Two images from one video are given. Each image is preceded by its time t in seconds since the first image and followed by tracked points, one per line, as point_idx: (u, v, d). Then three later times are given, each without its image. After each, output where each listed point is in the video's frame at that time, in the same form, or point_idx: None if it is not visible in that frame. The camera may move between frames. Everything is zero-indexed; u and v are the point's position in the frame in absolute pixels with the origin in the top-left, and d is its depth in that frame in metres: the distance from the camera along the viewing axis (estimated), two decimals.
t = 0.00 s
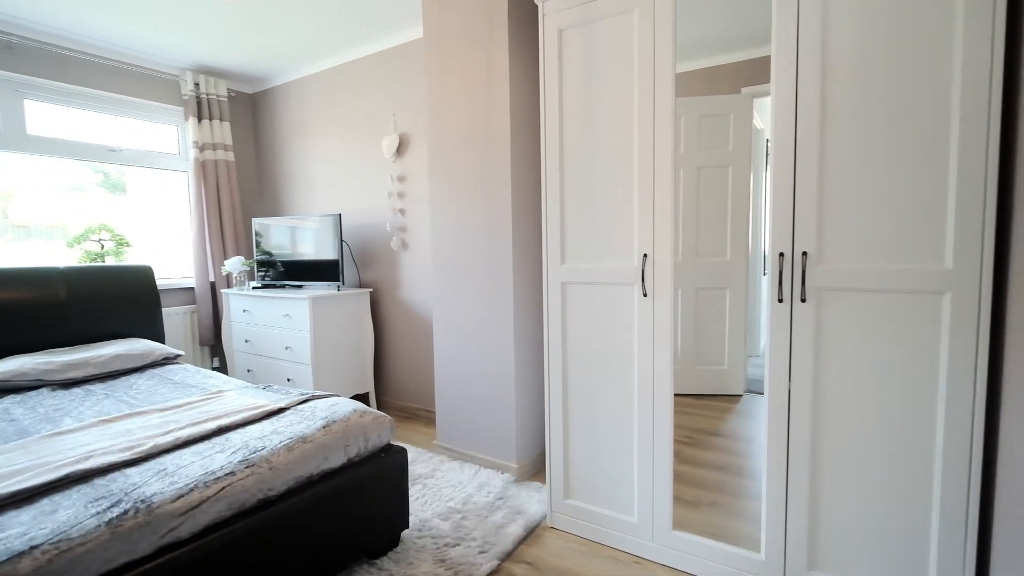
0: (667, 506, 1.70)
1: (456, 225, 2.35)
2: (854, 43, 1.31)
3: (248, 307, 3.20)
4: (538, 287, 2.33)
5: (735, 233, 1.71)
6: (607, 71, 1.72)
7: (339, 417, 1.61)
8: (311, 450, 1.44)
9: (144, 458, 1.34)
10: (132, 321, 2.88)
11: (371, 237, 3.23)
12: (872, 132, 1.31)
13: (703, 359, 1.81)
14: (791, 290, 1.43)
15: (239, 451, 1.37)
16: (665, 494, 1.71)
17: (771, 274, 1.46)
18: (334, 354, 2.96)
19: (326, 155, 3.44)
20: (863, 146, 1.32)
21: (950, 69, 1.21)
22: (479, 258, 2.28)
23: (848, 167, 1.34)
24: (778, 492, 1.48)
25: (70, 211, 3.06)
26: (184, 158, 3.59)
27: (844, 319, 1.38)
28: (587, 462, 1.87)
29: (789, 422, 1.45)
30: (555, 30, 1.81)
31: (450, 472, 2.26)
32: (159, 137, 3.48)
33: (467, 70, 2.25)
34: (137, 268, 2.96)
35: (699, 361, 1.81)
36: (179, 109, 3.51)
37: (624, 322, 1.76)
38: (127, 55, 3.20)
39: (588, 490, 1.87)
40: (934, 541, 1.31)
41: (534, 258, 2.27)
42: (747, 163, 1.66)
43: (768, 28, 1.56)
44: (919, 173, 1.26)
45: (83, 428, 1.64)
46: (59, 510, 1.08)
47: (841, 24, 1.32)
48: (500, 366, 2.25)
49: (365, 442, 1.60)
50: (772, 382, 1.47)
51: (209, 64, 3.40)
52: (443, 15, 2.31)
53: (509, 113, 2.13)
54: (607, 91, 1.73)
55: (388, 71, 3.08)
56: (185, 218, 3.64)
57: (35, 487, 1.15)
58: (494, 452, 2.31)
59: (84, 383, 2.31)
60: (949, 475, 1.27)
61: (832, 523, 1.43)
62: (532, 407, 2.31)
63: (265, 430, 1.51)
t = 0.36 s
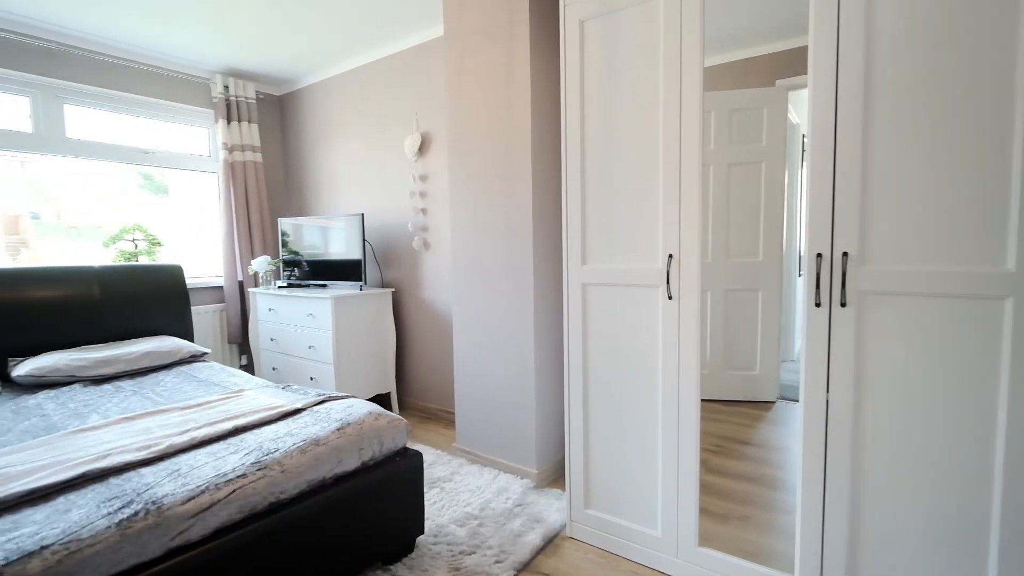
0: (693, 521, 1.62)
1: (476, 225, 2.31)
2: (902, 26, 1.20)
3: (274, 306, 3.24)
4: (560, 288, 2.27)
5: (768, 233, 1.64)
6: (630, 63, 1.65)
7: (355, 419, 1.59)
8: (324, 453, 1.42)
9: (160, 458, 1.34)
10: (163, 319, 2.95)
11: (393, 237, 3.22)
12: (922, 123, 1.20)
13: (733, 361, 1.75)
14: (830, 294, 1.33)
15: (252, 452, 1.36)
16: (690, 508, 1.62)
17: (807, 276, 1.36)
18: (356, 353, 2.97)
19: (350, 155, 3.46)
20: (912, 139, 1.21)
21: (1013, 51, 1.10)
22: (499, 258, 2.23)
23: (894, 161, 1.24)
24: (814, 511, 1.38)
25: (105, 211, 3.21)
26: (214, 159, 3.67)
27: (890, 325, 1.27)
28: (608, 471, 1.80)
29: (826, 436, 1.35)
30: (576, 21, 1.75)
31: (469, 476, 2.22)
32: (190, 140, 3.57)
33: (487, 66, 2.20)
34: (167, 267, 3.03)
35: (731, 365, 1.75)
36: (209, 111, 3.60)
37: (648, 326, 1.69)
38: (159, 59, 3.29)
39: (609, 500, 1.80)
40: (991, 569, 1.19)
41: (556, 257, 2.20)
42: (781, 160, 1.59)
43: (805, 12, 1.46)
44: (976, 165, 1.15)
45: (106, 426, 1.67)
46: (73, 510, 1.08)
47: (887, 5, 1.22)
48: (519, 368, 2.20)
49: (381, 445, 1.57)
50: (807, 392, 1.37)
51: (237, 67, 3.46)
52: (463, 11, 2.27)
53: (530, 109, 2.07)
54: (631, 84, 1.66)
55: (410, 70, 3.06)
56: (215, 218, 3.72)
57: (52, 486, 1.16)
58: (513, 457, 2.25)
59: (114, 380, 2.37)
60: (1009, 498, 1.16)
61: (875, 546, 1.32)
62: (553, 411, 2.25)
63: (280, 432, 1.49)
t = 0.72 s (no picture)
0: (722, 539, 1.52)
1: (497, 224, 2.26)
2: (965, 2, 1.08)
3: (300, 304, 3.27)
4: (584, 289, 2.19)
5: (808, 232, 1.53)
6: (657, 52, 1.56)
7: (370, 422, 1.55)
8: (337, 458, 1.38)
9: (175, 459, 1.33)
10: (193, 316, 3.01)
11: (416, 236, 3.20)
12: (987, 110, 1.08)
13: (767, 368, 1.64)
14: (877, 299, 1.21)
15: (265, 455, 1.34)
16: (720, 525, 1.52)
17: (852, 280, 1.25)
18: (379, 353, 2.96)
19: (374, 154, 3.46)
20: (974, 128, 1.09)
21: None
22: (521, 258, 2.17)
23: (954, 152, 1.11)
24: (857, 535, 1.27)
25: (142, 211, 3.35)
26: (244, 160, 3.74)
27: (947, 334, 1.15)
28: (632, 481, 1.72)
29: (872, 454, 1.24)
30: (600, 10, 1.67)
31: (489, 482, 2.16)
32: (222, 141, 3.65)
33: (509, 61, 2.14)
34: (198, 267, 3.09)
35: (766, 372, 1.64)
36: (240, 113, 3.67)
37: (675, 331, 1.60)
38: (192, 62, 3.36)
39: (633, 512, 1.71)
40: None
41: (580, 257, 2.13)
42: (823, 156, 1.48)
43: None
44: None
45: (129, 423, 1.69)
46: (85, 511, 1.08)
47: None
48: (541, 372, 2.14)
49: (396, 450, 1.53)
50: (851, 406, 1.25)
51: (265, 68, 3.51)
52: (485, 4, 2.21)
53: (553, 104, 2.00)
54: (659, 74, 1.57)
55: (434, 67, 3.03)
56: (245, 217, 3.79)
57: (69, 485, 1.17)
58: (534, 462, 2.19)
59: (144, 376, 2.42)
60: None
61: None
62: (575, 417, 2.18)
63: (294, 434, 1.47)
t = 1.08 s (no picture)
0: (754, 564, 1.41)
1: (518, 224, 2.19)
2: None
3: (324, 305, 3.28)
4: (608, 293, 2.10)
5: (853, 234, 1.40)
6: (687, 41, 1.46)
7: (383, 429, 1.51)
8: (347, 466, 1.35)
9: (185, 464, 1.32)
10: (220, 317, 3.05)
11: (439, 236, 3.17)
12: None
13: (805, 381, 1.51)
14: (934, 310, 1.09)
15: (274, 463, 1.31)
16: (751, 550, 1.42)
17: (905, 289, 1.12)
18: (401, 355, 2.93)
19: (398, 154, 3.44)
20: None
21: None
22: (542, 259, 2.10)
23: None
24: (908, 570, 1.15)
25: (173, 212, 3.42)
26: (272, 161, 3.78)
27: (1016, 351, 1.02)
28: (656, 497, 1.62)
29: (926, 481, 1.12)
30: None
31: (508, 490, 2.10)
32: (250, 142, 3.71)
33: (531, 55, 2.07)
34: (226, 267, 3.13)
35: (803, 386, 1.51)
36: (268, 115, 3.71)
37: (705, 339, 1.49)
38: (220, 65, 3.41)
39: (658, 531, 1.62)
40: None
41: (604, 259, 2.03)
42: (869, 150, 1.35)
43: None
44: None
45: (147, 424, 1.69)
46: (90, 519, 1.07)
47: None
48: (562, 378, 2.06)
49: (409, 458, 1.49)
50: (900, 427, 1.13)
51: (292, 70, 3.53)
52: None
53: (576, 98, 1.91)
54: (688, 64, 1.46)
55: (457, 64, 2.98)
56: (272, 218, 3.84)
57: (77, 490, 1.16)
58: (555, 471, 2.12)
59: (170, 375, 2.46)
60: None
61: None
62: (598, 425, 2.09)
63: (305, 440, 1.44)
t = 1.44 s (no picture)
0: None
1: (539, 225, 2.12)
2: None
3: (347, 306, 3.28)
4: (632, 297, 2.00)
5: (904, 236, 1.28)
6: (717, 29, 1.37)
7: (395, 437, 1.46)
8: (356, 476, 1.30)
9: (195, 470, 1.30)
10: (245, 317, 3.09)
11: (461, 237, 3.12)
12: None
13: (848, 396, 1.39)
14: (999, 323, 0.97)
15: (282, 472, 1.28)
16: None
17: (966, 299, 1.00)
18: (421, 357, 2.90)
19: (421, 154, 3.42)
20: None
21: None
22: (564, 262, 2.02)
23: None
24: None
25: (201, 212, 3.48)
26: (298, 163, 3.82)
27: None
28: (682, 516, 1.53)
29: (989, 515, 0.99)
30: None
31: (526, 501, 2.03)
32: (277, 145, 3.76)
33: (552, 49, 1.99)
34: (252, 268, 3.16)
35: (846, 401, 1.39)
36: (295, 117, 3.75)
37: (736, 349, 1.39)
38: (248, 68, 3.46)
39: (683, 551, 1.52)
40: None
41: (628, 262, 1.94)
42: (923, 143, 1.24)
43: None
44: None
45: (165, 426, 1.70)
46: (93, 528, 1.05)
47: None
48: (584, 385, 1.98)
49: (421, 468, 1.43)
50: (958, 453, 1.01)
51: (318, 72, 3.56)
52: None
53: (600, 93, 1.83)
54: (719, 54, 1.37)
55: (479, 62, 2.93)
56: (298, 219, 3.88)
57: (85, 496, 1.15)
58: (575, 482, 2.03)
59: (195, 375, 2.49)
60: None
61: None
62: (621, 435, 2.00)
63: (316, 448, 1.40)
